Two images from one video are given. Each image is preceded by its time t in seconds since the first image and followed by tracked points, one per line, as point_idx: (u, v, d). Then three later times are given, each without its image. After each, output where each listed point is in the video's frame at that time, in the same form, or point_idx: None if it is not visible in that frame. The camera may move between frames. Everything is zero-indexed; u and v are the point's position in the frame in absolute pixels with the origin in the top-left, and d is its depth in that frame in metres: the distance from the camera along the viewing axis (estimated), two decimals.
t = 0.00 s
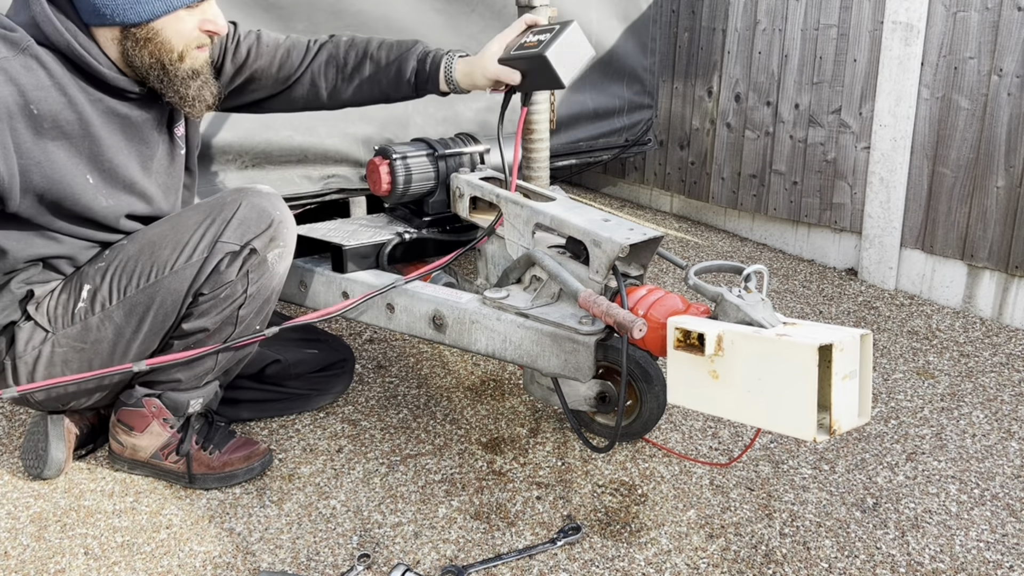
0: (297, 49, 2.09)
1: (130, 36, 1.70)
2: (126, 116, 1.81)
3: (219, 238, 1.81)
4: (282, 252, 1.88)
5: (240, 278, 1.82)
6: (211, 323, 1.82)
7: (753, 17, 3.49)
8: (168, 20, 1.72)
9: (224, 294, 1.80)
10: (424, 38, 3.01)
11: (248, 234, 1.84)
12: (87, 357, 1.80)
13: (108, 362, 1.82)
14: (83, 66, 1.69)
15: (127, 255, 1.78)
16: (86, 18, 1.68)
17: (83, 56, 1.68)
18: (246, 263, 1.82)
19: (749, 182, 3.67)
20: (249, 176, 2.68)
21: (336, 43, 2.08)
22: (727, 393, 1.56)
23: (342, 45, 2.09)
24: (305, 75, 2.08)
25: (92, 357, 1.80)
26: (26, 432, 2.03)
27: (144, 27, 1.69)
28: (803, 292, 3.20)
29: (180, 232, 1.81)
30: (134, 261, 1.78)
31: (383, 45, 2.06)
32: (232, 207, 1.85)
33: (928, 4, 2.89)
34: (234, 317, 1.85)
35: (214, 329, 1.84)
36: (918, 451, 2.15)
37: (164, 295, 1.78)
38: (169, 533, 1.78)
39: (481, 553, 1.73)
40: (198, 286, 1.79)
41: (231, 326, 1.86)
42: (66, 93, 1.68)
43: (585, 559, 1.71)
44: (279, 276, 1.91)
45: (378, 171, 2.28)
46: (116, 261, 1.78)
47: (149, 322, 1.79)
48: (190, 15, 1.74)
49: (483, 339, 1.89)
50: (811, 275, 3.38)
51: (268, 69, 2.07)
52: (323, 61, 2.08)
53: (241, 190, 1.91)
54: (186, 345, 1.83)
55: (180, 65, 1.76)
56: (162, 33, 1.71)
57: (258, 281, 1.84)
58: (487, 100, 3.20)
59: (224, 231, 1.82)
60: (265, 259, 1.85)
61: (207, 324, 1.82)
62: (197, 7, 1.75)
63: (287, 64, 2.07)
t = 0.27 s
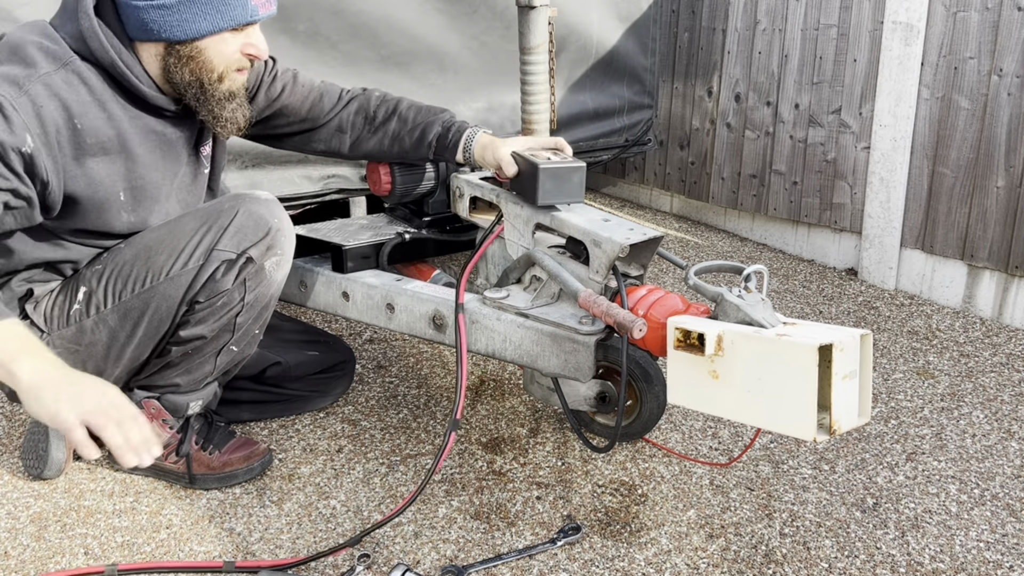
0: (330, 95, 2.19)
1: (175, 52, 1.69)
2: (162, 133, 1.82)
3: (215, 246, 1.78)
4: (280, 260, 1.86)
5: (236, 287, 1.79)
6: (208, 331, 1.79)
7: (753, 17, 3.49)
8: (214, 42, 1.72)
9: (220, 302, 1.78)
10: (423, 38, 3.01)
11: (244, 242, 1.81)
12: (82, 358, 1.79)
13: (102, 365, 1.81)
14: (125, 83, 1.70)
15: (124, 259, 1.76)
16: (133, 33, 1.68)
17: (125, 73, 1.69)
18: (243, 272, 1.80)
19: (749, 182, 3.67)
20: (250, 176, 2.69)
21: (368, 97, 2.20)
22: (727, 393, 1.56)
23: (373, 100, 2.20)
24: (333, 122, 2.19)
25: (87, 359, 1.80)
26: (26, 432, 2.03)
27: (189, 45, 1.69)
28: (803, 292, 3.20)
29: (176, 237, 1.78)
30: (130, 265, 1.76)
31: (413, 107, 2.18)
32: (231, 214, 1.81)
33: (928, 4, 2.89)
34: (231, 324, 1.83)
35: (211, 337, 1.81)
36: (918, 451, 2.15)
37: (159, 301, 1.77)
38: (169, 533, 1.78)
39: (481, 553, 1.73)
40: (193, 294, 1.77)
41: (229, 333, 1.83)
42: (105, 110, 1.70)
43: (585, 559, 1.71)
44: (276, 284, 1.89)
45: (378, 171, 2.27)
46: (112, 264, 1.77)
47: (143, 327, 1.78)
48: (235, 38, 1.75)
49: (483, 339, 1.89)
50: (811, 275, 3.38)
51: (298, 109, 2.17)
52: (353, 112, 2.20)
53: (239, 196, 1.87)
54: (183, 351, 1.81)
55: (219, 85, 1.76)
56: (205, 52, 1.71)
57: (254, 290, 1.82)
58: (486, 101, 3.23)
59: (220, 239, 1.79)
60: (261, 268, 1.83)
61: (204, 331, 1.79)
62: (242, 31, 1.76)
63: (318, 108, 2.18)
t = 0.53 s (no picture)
0: (332, 97, 2.21)
1: (196, 70, 1.71)
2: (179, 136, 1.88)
3: (188, 269, 1.73)
4: (263, 280, 1.80)
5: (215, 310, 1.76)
6: (190, 354, 1.79)
7: (753, 17, 3.49)
8: (234, 61, 1.71)
9: (198, 327, 1.76)
10: (424, 38, 3.02)
11: (221, 264, 1.74)
12: (64, 366, 1.80)
13: (84, 374, 1.82)
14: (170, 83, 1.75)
15: (99, 277, 1.75)
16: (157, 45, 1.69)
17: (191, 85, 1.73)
18: (219, 297, 1.75)
19: (749, 182, 3.67)
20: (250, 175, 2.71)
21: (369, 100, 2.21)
22: (727, 393, 1.56)
23: (375, 102, 2.22)
24: (333, 122, 2.21)
25: (68, 368, 1.80)
26: (26, 431, 2.03)
27: (209, 63, 1.69)
28: (803, 292, 3.20)
29: (152, 255, 1.75)
30: (107, 282, 1.74)
31: (415, 107, 2.19)
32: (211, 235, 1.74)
33: (928, 4, 2.89)
34: (215, 345, 1.81)
35: (194, 358, 1.81)
36: (918, 451, 2.15)
37: (133, 320, 1.76)
38: (169, 533, 1.78)
39: (482, 553, 1.73)
40: (171, 317, 1.76)
41: (213, 355, 1.82)
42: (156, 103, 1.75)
43: (585, 559, 1.71)
44: (263, 300, 1.83)
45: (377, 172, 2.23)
46: (91, 281, 1.75)
47: (120, 343, 1.78)
48: (255, 59, 1.73)
49: (484, 339, 1.89)
50: (811, 276, 3.38)
51: (301, 109, 2.19)
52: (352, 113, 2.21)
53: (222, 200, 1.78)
54: (170, 370, 1.82)
55: (236, 104, 1.77)
56: (224, 71, 1.71)
57: (235, 312, 1.79)
58: (486, 100, 3.23)
59: (195, 261, 1.73)
60: (241, 292, 1.77)
61: (186, 354, 1.79)
62: (263, 53, 1.74)
63: (319, 108, 2.20)
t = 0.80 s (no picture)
0: (338, 98, 2.21)
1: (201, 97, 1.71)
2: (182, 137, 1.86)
3: (194, 264, 1.73)
4: (267, 276, 1.81)
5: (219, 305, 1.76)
6: (195, 350, 1.79)
7: (753, 17, 3.49)
8: (242, 94, 1.71)
9: (203, 322, 1.77)
10: (424, 39, 3.02)
11: (227, 259, 1.74)
12: (67, 361, 1.80)
13: (86, 371, 1.82)
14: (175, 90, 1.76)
15: (107, 270, 1.75)
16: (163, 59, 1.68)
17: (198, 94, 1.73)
18: (224, 292, 1.75)
19: (749, 182, 3.67)
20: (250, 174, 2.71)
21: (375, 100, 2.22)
22: (727, 393, 1.56)
23: (379, 103, 2.22)
24: (340, 122, 2.21)
25: (71, 363, 1.80)
26: (26, 431, 2.03)
27: (216, 93, 1.69)
28: (803, 292, 3.20)
29: (158, 250, 1.75)
30: (113, 276, 1.74)
31: (419, 106, 2.20)
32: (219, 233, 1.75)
33: (928, 4, 2.89)
34: (219, 341, 1.81)
35: (197, 354, 1.81)
36: (918, 451, 2.15)
37: (138, 315, 1.76)
38: (169, 533, 1.78)
39: (482, 553, 1.73)
40: (176, 312, 1.76)
41: (217, 350, 1.82)
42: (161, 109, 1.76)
43: (585, 559, 1.71)
44: (266, 298, 1.85)
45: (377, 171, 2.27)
46: (98, 275, 1.75)
47: (125, 339, 1.78)
48: (263, 94, 1.74)
49: (483, 339, 1.89)
50: (811, 276, 3.38)
51: (306, 112, 2.19)
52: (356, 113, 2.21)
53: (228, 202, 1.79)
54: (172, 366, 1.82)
55: (239, 131, 1.78)
56: (230, 102, 1.71)
57: (239, 308, 1.79)
58: (486, 100, 3.23)
59: (201, 257, 1.73)
60: (246, 287, 1.78)
61: (190, 349, 1.79)
62: (271, 87, 1.74)
63: (325, 111, 2.19)
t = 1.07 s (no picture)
0: (338, 97, 2.22)
1: (203, 79, 1.71)
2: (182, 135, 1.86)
3: (195, 265, 1.73)
4: (267, 277, 1.82)
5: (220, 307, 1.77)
6: (195, 351, 1.80)
7: (753, 17, 3.49)
8: (242, 72, 1.72)
9: (203, 324, 1.77)
10: (425, 39, 3.02)
11: (227, 261, 1.74)
12: (67, 361, 1.80)
13: (86, 370, 1.82)
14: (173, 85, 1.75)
15: (108, 272, 1.75)
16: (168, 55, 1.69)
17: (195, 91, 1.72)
18: (224, 294, 1.76)
19: (749, 182, 3.67)
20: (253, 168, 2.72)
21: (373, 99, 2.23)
22: (727, 393, 1.56)
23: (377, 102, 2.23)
24: (339, 121, 2.21)
25: (71, 363, 1.80)
26: (26, 432, 2.03)
27: (217, 73, 1.69)
28: (803, 292, 3.20)
29: (159, 251, 1.75)
30: (114, 277, 1.74)
31: (418, 105, 2.22)
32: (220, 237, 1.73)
33: (928, 4, 2.89)
34: (219, 343, 1.82)
35: (198, 354, 1.81)
36: (918, 451, 2.15)
37: (138, 316, 1.76)
38: (169, 533, 1.78)
39: (482, 553, 1.73)
40: (176, 313, 1.76)
41: (217, 351, 1.83)
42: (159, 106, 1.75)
43: (585, 559, 1.71)
44: (265, 300, 1.86)
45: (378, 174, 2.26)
46: (99, 275, 1.75)
47: (125, 339, 1.78)
48: (264, 69, 1.74)
49: (483, 339, 1.89)
50: (811, 275, 3.38)
51: (306, 109, 2.19)
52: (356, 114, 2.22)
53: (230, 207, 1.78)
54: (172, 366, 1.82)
55: (244, 114, 1.78)
56: (233, 81, 1.71)
57: (239, 310, 1.80)
58: (486, 100, 3.23)
59: (201, 259, 1.73)
60: (246, 289, 1.79)
61: (190, 350, 1.79)
62: (271, 63, 1.75)
63: (325, 108, 2.20)
